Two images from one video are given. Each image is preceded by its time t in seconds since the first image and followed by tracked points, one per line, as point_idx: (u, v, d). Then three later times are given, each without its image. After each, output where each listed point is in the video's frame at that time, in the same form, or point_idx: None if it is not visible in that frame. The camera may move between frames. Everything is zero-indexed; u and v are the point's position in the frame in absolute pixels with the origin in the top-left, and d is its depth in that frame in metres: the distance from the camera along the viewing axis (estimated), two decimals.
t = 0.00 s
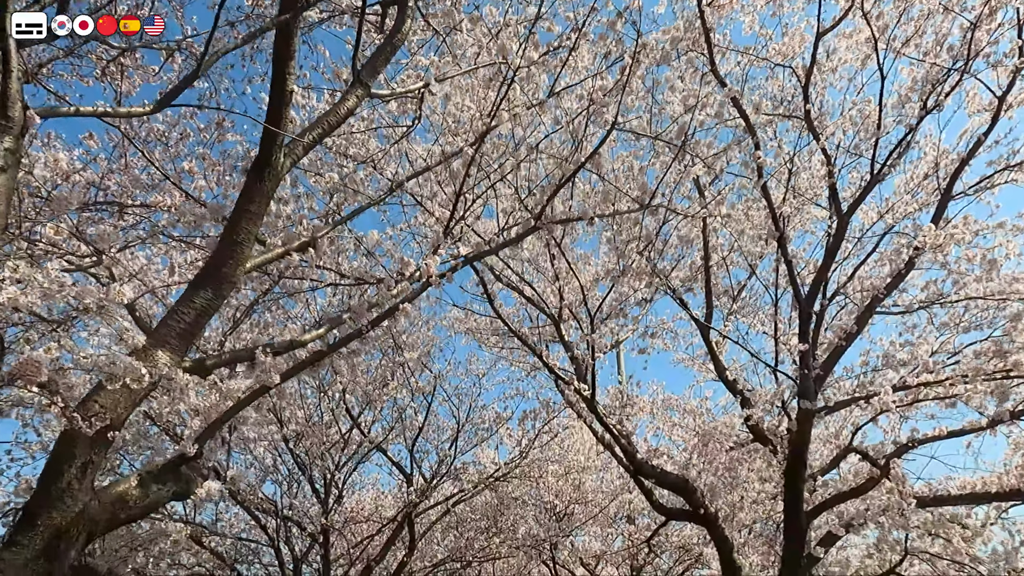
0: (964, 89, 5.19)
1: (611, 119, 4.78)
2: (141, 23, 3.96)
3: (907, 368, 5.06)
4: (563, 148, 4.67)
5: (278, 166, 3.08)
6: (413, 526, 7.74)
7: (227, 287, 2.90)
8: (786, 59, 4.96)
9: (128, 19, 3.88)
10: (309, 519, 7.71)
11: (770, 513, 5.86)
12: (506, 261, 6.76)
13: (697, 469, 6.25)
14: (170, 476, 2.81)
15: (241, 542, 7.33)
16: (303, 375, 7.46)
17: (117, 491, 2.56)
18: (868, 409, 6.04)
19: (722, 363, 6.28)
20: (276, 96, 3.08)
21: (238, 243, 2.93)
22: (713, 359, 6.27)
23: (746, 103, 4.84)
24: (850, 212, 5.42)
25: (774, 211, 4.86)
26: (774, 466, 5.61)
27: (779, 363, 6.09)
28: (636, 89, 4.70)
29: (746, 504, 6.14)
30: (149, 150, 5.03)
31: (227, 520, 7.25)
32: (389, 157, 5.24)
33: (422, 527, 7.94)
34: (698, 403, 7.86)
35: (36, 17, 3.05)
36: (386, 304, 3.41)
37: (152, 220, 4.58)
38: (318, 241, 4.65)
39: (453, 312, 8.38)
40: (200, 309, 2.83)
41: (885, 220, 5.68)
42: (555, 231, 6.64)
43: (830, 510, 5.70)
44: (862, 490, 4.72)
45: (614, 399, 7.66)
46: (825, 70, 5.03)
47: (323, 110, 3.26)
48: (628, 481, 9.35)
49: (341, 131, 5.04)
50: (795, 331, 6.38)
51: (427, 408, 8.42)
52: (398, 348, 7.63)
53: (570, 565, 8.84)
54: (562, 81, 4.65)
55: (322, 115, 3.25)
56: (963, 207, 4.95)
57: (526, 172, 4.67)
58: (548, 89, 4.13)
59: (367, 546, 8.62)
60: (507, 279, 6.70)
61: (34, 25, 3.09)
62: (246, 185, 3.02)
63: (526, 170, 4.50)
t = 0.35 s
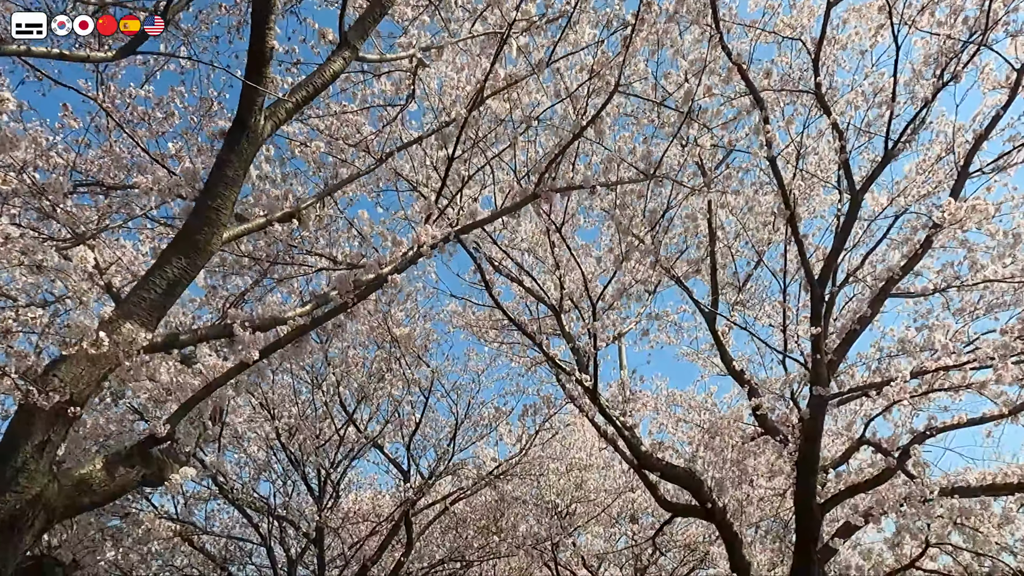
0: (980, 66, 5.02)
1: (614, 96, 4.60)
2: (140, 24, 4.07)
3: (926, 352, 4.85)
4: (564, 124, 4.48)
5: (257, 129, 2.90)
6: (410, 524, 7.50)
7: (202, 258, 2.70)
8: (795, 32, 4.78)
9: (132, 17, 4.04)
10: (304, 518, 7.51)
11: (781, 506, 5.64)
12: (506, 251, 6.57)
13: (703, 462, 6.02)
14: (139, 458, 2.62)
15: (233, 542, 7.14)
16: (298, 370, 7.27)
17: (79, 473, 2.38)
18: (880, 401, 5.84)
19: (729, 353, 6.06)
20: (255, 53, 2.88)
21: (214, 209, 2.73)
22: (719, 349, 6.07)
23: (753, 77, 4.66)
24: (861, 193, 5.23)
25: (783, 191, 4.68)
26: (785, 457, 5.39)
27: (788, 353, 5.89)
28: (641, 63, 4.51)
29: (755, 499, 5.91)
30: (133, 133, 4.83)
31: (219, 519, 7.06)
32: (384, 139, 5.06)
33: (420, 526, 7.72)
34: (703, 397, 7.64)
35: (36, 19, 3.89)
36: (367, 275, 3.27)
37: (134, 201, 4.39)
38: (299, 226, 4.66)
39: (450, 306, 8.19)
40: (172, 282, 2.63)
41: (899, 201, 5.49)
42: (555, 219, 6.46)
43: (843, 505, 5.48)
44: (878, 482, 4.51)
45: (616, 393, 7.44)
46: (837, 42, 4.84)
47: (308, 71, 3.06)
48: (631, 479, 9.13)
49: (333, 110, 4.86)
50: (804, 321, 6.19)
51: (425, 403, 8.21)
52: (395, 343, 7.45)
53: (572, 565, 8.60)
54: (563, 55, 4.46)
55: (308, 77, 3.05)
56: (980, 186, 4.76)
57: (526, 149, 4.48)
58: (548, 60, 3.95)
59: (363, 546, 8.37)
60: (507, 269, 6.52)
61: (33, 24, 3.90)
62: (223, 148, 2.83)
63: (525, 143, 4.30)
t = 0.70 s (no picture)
0: (995, 39, 4.81)
1: (614, 70, 4.37)
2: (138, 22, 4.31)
3: (942, 338, 4.62)
4: (560, 99, 4.26)
5: (225, 88, 2.67)
6: (404, 524, 7.24)
7: (164, 227, 2.47)
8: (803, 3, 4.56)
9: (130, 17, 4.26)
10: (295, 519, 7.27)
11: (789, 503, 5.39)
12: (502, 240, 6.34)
13: (707, 458, 5.77)
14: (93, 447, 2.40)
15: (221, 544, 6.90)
16: (288, 366, 7.04)
17: (21, 461, 2.15)
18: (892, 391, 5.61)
19: (734, 344, 5.82)
20: (222, 5, 2.65)
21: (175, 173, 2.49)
22: (724, 340, 5.83)
23: (760, 50, 4.44)
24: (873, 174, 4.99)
25: (792, 169, 4.46)
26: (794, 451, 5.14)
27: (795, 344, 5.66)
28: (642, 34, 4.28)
29: (762, 496, 5.65)
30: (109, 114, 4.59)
31: (205, 520, 6.80)
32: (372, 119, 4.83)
33: (414, 527, 7.47)
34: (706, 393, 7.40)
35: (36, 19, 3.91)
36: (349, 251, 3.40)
37: (107, 184, 4.14)
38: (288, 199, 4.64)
39: (446, 300, 7.95)
40: (130, 252, 2.40)
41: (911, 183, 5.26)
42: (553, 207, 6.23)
43: (854, 500, 5.24)
44: (893, 476, 4.29)
45: (617, 388, 7.19)
46: (847, 13, 4.62)
47: (282, 27, 2.83)
48: (632, 478, 8.89)
49: (320, 88, 4.63)
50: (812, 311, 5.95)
51: (419, 401, 7.96)
52: (389, 338, 7.21)
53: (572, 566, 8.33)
54: (560, 25, 4.24)
55: (282, 33, 2.82)
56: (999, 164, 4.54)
57: (521, 125, 4.26)
58: (543, 26, 3.73)
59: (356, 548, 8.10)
60: (503, 259, 6.29)
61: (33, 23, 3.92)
62: (187, 109, 2.60)
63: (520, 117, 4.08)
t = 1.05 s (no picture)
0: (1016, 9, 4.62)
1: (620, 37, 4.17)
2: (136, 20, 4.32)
3: (965, 318, 4.41)
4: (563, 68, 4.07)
5: (203, 34, 2.47)
6: (403, 521, 7.01)
7: (135, 180, 2.28)
8: None
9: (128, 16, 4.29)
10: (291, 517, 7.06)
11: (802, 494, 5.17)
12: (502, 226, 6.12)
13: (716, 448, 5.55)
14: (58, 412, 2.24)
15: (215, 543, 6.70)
16: (283, 359, 6.83)
17: None
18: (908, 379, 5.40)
19: (744, 331, 5.60)
20: None
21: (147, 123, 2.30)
22: (733, 327, 5.61)
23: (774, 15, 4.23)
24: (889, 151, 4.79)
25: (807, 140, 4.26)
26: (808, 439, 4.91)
27: (808, 330, 5.43)
28: None
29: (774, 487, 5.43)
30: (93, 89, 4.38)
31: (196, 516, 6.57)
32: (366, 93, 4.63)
33: (413, 525, 7.26)
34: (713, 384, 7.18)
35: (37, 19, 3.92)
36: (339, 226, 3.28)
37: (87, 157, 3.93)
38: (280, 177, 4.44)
39: (445, 291, 7.74)
40: (97, 206, 2.21)
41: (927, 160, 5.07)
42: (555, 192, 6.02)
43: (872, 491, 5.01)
44: (915, 463, 4.09)
45: (621, 380, 6.96)
46: None
47: None
48: (637, 475, 8.67)
49: (312, 60, 4.44)
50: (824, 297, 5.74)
51: (418, 395, 7.74)
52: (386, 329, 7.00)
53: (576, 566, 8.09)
54: None
55: None
56: None
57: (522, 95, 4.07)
58: None
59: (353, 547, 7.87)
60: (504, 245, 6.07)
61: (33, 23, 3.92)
62: (161, 55, 2.40)
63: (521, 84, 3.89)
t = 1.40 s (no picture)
0: None
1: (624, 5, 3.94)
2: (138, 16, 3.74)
3: (987, 303, 4.18)
4: (565, 38, 3.84)
5: None
6: (399, 521, 6.77)
7: (87, 130, 2.06)
8: None
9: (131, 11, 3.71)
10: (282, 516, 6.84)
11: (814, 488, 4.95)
12: (500, 213, 5.90)
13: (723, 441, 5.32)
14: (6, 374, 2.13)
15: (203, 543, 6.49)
16: (274, 353, 6.60)
17: None
18: (923, 371, 5.18)
19: (752, 320, 5.38)
20: None
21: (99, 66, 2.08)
22: (740, 317, 5.40)
23: None
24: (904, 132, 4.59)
25: (822, 113, 4.02)
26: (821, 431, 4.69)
27: (819, 320, 5.21)
28: None
29: (783, 482, 5.21)
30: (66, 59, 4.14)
31: (183, 514, 6.34)
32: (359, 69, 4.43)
33: (408, 525, 7.03)
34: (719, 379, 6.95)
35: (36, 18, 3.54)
36: (315, 204, 3.13)
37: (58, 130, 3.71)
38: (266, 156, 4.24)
39: (442, 284, 7.51)
40: (44, 158, 2.00)
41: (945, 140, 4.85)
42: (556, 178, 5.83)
43: (888, 486, 4.78)
44: (934, 454, 3.92)
45: (624, 375, 6.74)
46: None
47: None
48: (639, 475, 8.43)
49: (299, 33, 4.23)
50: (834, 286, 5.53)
51: (415, 391, 7.50)
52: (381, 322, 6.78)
53: (576, 566, 7.85)
54: None
55: None
56: None
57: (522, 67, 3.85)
58: None
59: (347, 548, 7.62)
60: (502, 233, 5.85)
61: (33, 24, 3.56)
62: None
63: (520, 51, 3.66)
